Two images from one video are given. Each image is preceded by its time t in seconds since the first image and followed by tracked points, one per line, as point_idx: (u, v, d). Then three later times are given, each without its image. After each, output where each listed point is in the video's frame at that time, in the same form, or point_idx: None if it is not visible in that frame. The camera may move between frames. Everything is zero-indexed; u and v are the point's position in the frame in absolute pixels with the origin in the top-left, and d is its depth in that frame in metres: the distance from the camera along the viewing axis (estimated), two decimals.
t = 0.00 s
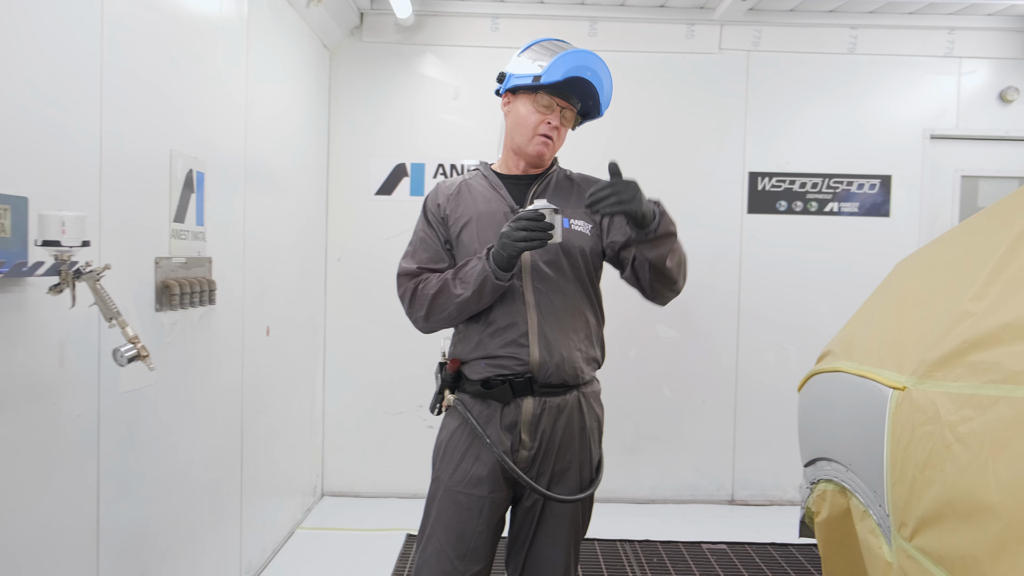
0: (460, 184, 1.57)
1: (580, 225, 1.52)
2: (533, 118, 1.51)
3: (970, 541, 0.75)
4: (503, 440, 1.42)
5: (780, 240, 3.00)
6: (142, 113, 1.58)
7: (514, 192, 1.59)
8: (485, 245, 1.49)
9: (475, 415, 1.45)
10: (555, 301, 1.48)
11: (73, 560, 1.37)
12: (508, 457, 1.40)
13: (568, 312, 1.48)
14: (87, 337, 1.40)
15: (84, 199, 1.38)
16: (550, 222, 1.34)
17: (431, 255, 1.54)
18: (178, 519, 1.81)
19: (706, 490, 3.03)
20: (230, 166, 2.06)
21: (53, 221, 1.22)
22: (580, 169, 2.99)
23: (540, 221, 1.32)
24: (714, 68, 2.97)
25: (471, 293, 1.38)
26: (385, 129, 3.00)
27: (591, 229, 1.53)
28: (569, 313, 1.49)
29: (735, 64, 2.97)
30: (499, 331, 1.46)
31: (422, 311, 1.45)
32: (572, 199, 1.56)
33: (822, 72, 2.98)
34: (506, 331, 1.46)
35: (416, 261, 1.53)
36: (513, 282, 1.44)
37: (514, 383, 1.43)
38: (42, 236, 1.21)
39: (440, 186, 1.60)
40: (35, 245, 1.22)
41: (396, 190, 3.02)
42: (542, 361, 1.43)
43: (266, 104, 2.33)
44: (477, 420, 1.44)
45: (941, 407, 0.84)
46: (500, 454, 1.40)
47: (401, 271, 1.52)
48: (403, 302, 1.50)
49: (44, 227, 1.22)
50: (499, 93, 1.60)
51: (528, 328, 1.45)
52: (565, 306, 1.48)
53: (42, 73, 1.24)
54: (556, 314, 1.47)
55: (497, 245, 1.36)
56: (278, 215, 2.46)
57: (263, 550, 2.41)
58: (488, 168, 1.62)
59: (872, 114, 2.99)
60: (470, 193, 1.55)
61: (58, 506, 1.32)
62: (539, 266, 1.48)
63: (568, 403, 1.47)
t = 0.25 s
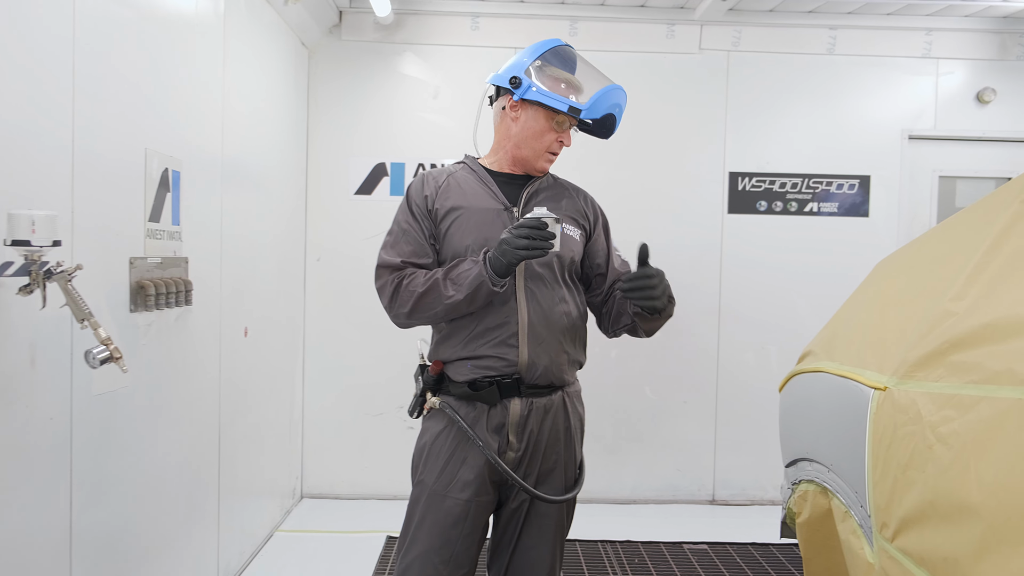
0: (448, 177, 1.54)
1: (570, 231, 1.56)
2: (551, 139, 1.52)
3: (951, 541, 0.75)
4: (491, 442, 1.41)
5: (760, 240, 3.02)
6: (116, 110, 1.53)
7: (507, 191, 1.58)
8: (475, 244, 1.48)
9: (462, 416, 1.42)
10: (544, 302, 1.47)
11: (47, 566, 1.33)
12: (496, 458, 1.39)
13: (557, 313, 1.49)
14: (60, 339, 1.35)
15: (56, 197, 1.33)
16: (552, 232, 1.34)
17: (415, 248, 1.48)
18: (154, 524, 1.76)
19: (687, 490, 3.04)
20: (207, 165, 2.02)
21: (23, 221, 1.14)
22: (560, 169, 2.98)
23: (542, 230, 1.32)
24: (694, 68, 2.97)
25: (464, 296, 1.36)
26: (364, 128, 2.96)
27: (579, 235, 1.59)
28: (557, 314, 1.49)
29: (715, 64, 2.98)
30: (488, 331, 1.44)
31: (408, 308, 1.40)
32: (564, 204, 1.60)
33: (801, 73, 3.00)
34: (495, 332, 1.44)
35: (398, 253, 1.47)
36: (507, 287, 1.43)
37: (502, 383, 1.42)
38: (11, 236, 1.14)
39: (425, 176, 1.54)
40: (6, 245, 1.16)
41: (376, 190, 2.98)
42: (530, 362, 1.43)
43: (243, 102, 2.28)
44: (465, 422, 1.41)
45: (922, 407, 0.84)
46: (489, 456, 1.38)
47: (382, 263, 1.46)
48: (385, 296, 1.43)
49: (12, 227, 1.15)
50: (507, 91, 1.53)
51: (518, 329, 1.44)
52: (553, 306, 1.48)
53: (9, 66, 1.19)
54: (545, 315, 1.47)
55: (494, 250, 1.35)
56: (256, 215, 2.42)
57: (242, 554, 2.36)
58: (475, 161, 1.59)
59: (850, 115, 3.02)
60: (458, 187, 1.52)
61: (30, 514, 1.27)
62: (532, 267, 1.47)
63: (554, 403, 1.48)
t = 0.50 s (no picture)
0: (446, 169, 1.51)
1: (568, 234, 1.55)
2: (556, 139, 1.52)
3: (940, 542, 0.74)
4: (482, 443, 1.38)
5: (749, 239, 3.02)
6: (94, 105, 1.49)
7: (507, 187, 1.56)
8: (476, 239, 1.46)
9: (453, 417, 1.39)
10: (537, 302, 1.46)
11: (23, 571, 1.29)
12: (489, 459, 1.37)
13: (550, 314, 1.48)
14: (36, 339, 1.31)
15: (31, 194, 1.29)
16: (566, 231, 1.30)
17: (413, 239, 1.44)
18: (137, 529, 1.73)
19: (676, 490, 3.04)
20: (189, 163, 1.98)
21: None
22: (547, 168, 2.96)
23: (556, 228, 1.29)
24: (682, 66, 2.97)
25: (471, 292, 1.32)
26: (350, 127, 2.93)
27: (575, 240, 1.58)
28: (550, 314, 1.48)
29: (702, 62, 2.97)
30: (480, 330, 1.42)
31: (406, 300, 1.36)
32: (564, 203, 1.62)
33: (787, 72, 3.00)
34: (489, 331, 1.42)
35: (395, 243, 1.43)
36: (511, 286, 1.40)
37: (492, 384, 1.40)
38: None
39: (422, 167, 1.51)
40: None
41: (362, 189, 2.95)
42: (524, 363, 1.42)
43: (227, 100, 2.25)
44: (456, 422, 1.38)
45: (912, 407, 0.83)
46: (482, 457, 1.36)
47: (379, 252, 1.41)
48: (381, 287, 1.39)
49: None
50: (510, 87, 1.50)
51: (513, 329, 1.42)
52: (546, 307, 1.47)
53: None
54: (538, 315, 1.45)
55: (505, 246, 1.31)
56: (239, 214, 2.38)
57: (227, 556, 2.33)
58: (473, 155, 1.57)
59: (837, 114, 3.03)
60: (458, 180, 1.50)
61: (6, 518, 1.24)
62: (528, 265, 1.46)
63: (543, 403, 1.47)
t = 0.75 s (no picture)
0: (445, 167, 1.50)
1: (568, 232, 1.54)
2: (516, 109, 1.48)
3: (943, 545, 0.72)
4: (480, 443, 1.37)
5: (747, 238, 3.00)
6: (85, 102, 1.48)
7: (505, 185, 1.55)
8: (474, 237, 1.44)
9: (450, 417, 1.38)
10: (536, 302, 1.45)
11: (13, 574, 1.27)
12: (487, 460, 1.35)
13: (548, 313, 1.47)
14: (25, 339, 1.29)
15: (20, 193, 1.28)
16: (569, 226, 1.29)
17: (411, 236, 1.42)
18: (129, 531, 1.71)
19: (675, 491, 3.02)
20: (182, 162, 1.96)
21: None
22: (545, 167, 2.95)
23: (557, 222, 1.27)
24: (679, 64, 2.95)
25: (470, 289, 1.31)
26: (347, 125, 2.92)
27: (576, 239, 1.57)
28: (548, 313, 1.47)
29: (700, 60, 2.96)
30: (479, 329, 1.40)
31: (404, 297, 1.34)
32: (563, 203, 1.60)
33: (786, 69, 2.99)
34: (488, 330, 1.40)
35: (393, 240, 1.41)
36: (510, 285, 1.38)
37: (491, 384, 1.38)
38: None
39: (421, 164, 1.50)
40: None
41: (359, 188, 2.93)
42: (522, 363, 1.40)
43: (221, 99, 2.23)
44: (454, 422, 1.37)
45: (912, 407, 0.81)
46: (480, 458, 1.34)
47: (377, 250, 1.39)
48: (378, 283, 1.37)
49: None
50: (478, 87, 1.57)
51: (512, 329, 1.41)
52: (545, 306, 1.46)
53: None
54: (537, 314, 1.44)
55: (503, 244, 1.30)
56: (234, 213, 2.36)
57: (222, 557, 2.31)
58: (472, 152, 1.55)
59: (837, 112, 3.01)
60: (457, 178, 1.48)
61: None
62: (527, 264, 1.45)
63: (541, 404, 1.46)
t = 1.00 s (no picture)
0: (431, 173, 1.48)
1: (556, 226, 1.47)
2: (491, 105, 1.46)
3: (955, 555, 0.70)
4: (465, 451, 1.34)
5: (755, 238, 2.97)
6: (84, 103, 1.47)
7: (490, 186, 1.54)
8: (459, 242, 1.42)
9: (437, 423, 1.37)
10: (522, 304, 1.40)
11: None
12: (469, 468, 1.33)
13: (536, 316, 1.41)
14: (24, 341, 1.29)
15: (18, 194, 1.27)
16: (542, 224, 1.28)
17: (398, 247, 1.43)
18: (131, 533, 1.71)
19: (681, 493, 2.99)
20: (184, 162, 1.96)
21: None
22: (549, 167, 2.93)
23: (531, 221, 1.27)
24: (685, 62, 2.93)
25: (448, 294, 1.30)
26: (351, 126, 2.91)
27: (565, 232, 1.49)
28: (537, 316, 1.41)
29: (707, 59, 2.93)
30: (464, 334, 1.38)
31: (391, 308, 1.35)
32: (551, 198, 1.52)
33: (794, 67, 2.96)
34: (471, 335, 1.38)
35: (381, 252, 1.43)
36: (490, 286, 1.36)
37: (475, 390, 1.35)
38: None
39: (408, 174, 1.50)
40: None
41: (363, 188, 2.93)
42: (507, 367, 1.35)
43: (224, 100, 2.23)
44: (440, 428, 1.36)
45: (923, 412, 0.79)
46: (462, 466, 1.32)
47: (365, 263, 1.41)
48: (368, 296, 1.39)
49: None
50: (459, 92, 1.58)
51: (495, 333, 1.37)
52: (532, 309, 1.41)
53: None
54: (523, 317, 1.39)
55: (481, 244, 1.29)
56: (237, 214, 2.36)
57: (225, 559, 2.31)
58: (459, 157, 1.53)
59: (845, 110, 2.98)
60: (442, 183, 1.46)
61: None
62: (514, 267, 1.42)
63: (533, 410, 1.40)
